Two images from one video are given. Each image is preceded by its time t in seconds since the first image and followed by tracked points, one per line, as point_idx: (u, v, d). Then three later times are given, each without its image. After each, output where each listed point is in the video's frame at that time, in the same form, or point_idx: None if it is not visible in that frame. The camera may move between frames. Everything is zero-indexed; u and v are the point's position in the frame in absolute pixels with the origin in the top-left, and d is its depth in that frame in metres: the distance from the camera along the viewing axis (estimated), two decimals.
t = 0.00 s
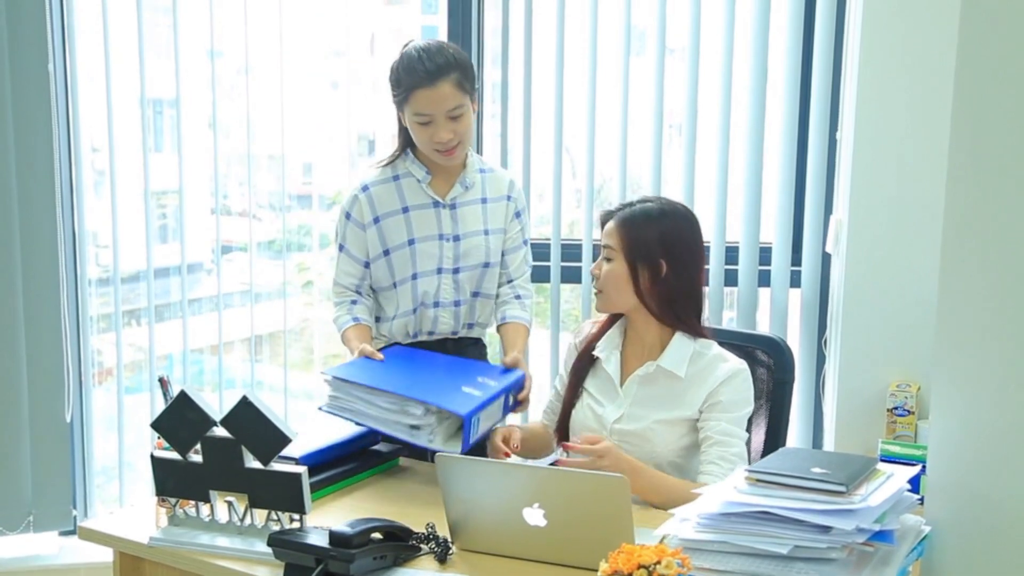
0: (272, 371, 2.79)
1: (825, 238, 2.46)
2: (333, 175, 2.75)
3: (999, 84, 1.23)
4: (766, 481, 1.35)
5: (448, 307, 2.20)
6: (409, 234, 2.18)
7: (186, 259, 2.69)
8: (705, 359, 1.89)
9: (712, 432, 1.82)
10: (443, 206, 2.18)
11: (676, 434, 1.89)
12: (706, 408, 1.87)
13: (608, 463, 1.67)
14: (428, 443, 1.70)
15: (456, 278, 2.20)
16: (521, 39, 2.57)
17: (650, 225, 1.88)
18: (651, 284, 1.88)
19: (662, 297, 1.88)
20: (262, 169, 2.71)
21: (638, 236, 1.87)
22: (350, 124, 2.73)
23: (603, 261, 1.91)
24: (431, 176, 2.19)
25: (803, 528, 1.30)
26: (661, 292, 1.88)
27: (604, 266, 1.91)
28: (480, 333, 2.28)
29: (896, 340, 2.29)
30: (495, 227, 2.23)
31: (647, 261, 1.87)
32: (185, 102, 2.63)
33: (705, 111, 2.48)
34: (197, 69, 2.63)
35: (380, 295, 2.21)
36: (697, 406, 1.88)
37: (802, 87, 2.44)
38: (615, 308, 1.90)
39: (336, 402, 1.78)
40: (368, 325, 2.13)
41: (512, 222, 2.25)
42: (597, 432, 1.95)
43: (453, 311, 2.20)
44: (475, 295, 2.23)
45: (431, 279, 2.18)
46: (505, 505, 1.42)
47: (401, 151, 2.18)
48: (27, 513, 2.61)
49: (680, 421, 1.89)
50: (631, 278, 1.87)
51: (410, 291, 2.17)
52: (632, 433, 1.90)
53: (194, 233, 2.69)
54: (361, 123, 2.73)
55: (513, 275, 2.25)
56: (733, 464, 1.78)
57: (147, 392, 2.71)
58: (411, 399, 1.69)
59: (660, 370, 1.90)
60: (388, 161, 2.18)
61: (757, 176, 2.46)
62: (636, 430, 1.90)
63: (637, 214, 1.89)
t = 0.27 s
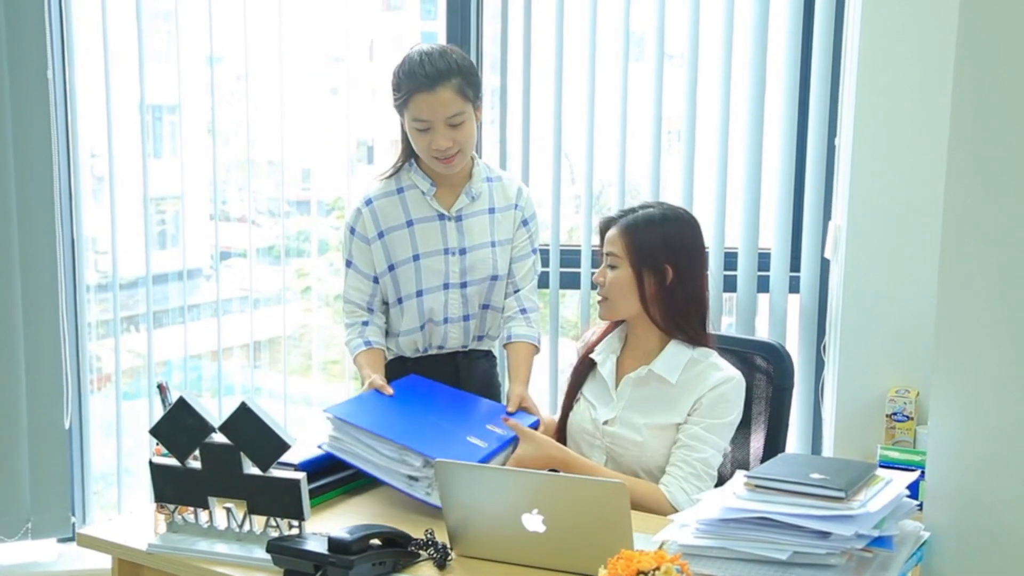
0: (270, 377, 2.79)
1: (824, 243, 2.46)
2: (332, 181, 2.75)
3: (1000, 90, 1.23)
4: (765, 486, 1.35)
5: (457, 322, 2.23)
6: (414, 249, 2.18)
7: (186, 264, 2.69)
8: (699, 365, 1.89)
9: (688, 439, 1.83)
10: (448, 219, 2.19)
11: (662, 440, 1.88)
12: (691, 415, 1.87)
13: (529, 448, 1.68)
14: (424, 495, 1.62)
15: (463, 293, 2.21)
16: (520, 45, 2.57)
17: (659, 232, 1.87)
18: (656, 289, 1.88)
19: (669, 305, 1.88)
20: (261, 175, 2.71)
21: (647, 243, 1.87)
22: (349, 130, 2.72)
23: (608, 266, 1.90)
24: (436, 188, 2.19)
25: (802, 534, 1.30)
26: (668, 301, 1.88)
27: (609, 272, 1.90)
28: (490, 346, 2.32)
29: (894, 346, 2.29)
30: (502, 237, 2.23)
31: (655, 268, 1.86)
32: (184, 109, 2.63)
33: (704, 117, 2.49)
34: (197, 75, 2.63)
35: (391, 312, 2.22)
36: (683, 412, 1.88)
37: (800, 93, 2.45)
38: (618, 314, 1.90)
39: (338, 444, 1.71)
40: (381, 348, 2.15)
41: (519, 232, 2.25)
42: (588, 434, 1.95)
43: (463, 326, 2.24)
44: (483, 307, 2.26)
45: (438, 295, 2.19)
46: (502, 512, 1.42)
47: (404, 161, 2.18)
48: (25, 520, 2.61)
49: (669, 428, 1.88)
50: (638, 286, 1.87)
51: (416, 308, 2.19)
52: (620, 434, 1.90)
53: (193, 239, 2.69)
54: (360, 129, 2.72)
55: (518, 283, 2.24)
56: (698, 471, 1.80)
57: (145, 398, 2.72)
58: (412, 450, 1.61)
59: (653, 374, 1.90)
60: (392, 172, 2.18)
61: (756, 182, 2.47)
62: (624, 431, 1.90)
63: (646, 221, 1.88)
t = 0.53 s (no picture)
0: (269, 382, 2.79)
1: (823, 248, 2.46)
2: (330, 185, 2.74)
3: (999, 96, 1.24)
4: (763, 491, 1.35)
5: (456, 332, 2.24)
6: (411, 259, 2.18)
7: (185, 268, 2.70)
8: (694, 370, 1.91)
9: (685, 443, 1.83)
10: (444, 227, 2.19)
11: (656, 442, 1.89)
12: (687, 418, 1.88)
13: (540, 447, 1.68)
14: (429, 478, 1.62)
15: (462, 302, 2.22)
16: (519, 50, 2.57)
17: (674, 241, 1.90)
18: (668, 297, 1.90)
19: (679, 313, 1.92)
20: (260, 180, 2.71)
21: (666, 251, 1.89)
22: (347, 135, 2.71)
23: (621, 273, 1.90)
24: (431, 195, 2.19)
25: (801, 538, 1.30)
26: (677, 309, 1.92)
27: (623, 280, 1.90)
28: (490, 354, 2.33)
29: (892, 350, 2.29)
30: (500, 243, 2.23)
31: (672, 276, 1.90)
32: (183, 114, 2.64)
33: (702, 122, 2.49)
34: (195, 80, 2.63)
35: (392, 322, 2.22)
36: (678, 416, 1.89)
37: (798, 98, 2.45)
38: (631, 321, 1.91)
39: (347, 442, 1.73)
40: (386, 359, 2.14)
41: (518, 237, 2.25)
42: (583, 436, 1.95)
43: (462, 335, 2.25)
44: (482, 316, 2.26)
45: (436, 305, 2.20)
46: (500, 517, 1.42)
47: (398, 169, 2.18)
48: (23, 525, 2.63)
49: (662, 430, 1.89)
50: (652, 293, 1.90)
51: (415, 319, 2.19)
52: (614, 438, 1.91)
53: (191, 244, 2.70)
54: (358, 134, 2.72)
55: (518, 289, 2.24)
56: (694, 474, 1.79)
57: (144, 403, 2.72)
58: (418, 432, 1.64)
59: (649, 376, 1.92)
60: (385, 182, 2.18)
61: (754, 186, 2.47)
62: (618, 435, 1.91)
63: (662, 229, 1.90)
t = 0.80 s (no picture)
0: (268, 385, 2.79)
1: (820, 250, 2.46)
2: (328, 188, 2.72)
3: (997, 99, 1.24)
4: (761, 494, 1.35)
5: (455, 332, 2.21)
6: (412, 259, 2.17)
7: (184, 272, 2.70)
8: (686, 368, 1.90)
9: (683, 441, 1.83)
10: (443, 227, 2.18)
11: (653, 441, 1.89)
12: (682, 417, 1.88)
13: (572, 431, 1.70)
14: (462, 441, 1.57)
15: (462, 302, 2.20)
16: (517, 53, 2.57)
17: (654, 240, 1.89)
18: (652, 297, 1.90)
19: (664, 311, 1.92)
20: (258, 183, 2.71)
21: (645, 251, 1.88)
22: (345, 137, 2.70)
23: (604, 277, 1.89)
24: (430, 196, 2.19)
25: (798, 541, 1.30)
26: (662, 307, 1.92)
27: (606, 283, 1.89)
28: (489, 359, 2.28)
29: (889, 353, 2.29)
30: (498, 244, 2.24)
31: (654, 276, 1.88)
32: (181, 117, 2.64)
33: (700, 125, 2.49)
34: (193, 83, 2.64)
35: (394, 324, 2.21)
36: (673, 414, 1.89)
37: (796, 101, 2.45)
38: (616, 323, 1.90)
39: (376, 410, 1.68)
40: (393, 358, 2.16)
41: (517, 238, 2.26)
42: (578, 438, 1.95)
43: (461, 335, 2.21)
44: (481, 318, 2.24)
45: (437, 305, 2.18)
46: (498, 520, 1.42)
47: (396, 172, 2.19)
48: (20, 528, 2.64)
49: (657, 429, 1.89)
50: (636, 294, 1.89)
51: (416, 319, 2.18)
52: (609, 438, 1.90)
53: (188, 248, 2.70)
54: (356, 137, 2.71)
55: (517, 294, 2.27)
56: (698, 473, 1.79)
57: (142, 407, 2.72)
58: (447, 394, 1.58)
59: (642, 377, 1.92)
60: (383, 185, 2.18)
61: (752, 188, 2.47)
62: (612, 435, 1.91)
63: (643, 229, 1.89)
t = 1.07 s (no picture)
0: (265, 388, 2.79)
1: (817, 253, 2.47)
2: (325, 190, 2.74)
3: (993, 103, 1.25)
4: (758, 496, 1.35)
5: (451, 331, 2.23)
6: (412, 259, 2.17)
7: (182, 275, 2.70)
8: (679, 367, 1.91)
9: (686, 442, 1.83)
10: (441, 227, 2.19)
11: (653, 442, 1.89)
12: (680, 418, 1.88)
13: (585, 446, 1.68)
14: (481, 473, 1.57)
15: (459, 301, 2.22)
16: (514, 55, 2.58)
17: (630, 239, 1.89)
18: (633, 297, 1.90)
19: (644, 309, 1.92)
20: (255, 186, 2.71)
21: (621, 251, 1.88)
22: (343, 140, 2.72)
23: (584, 280, 1.90)
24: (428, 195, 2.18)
25: (795, 543, 1.30)
26: (643, 305, 1.91)
27: (586, 286, 1.90)
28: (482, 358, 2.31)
29: (886, 355, 2.29)
30: (492, 243, 2.25)
31: (632, 275, 1.88)
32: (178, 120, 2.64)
33: (697, 127, 2.49)
34: (191, 84, 2.64)
35: (392, 324, 2.19)
36: (670, 415, 1.89)
37: (792, 104, 2.46)
38: (600, 325, 1.91)
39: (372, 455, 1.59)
40: (395, 364, 2.13)
41: (509, 238, 2.29)
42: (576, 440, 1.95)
43: (456, 334, 2.24)
44: (474, 316, 2.26)
45: (437, 304, 2.19)
46: (495, 523, 1.41)
47: (393, 173, 2.17)
48: (17, 533, 2.65)
49: (655, 429, 1.90)
50: (616, 294, 1.89)
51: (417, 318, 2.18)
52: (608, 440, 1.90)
53: (185, 249, 2.70)
54: (353, 139, 2.72)
55: (510, 286, 2.32)
56: (704, 473, 1.80)
57: (139, 409, 2.73)
58: (458, 427, 1.59)
59: (637, 378, 1.92)
60: (381, 185, 2.17)
61: (749, 191, 2.48)
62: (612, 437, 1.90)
63: (619, 230, 1.89)
